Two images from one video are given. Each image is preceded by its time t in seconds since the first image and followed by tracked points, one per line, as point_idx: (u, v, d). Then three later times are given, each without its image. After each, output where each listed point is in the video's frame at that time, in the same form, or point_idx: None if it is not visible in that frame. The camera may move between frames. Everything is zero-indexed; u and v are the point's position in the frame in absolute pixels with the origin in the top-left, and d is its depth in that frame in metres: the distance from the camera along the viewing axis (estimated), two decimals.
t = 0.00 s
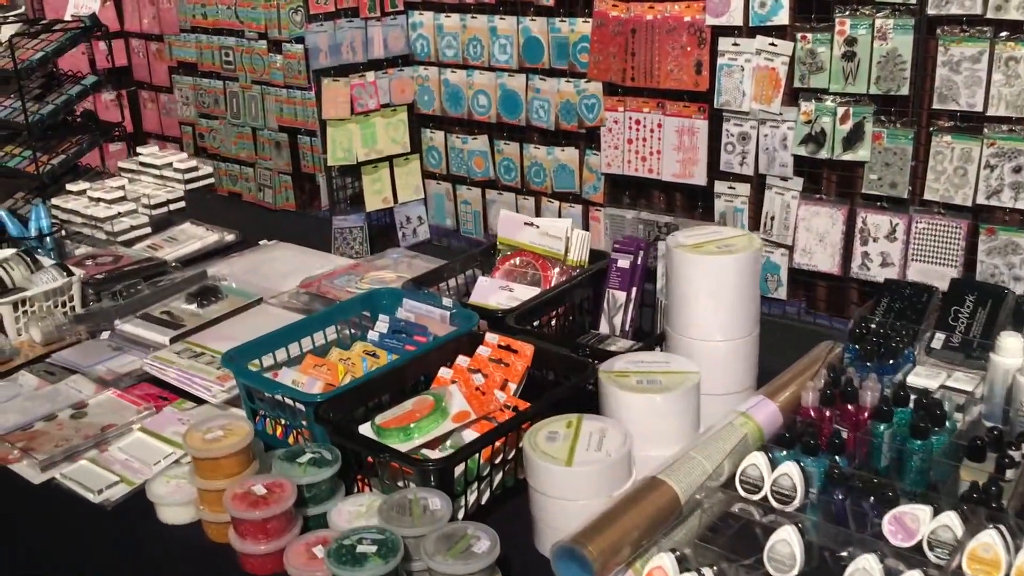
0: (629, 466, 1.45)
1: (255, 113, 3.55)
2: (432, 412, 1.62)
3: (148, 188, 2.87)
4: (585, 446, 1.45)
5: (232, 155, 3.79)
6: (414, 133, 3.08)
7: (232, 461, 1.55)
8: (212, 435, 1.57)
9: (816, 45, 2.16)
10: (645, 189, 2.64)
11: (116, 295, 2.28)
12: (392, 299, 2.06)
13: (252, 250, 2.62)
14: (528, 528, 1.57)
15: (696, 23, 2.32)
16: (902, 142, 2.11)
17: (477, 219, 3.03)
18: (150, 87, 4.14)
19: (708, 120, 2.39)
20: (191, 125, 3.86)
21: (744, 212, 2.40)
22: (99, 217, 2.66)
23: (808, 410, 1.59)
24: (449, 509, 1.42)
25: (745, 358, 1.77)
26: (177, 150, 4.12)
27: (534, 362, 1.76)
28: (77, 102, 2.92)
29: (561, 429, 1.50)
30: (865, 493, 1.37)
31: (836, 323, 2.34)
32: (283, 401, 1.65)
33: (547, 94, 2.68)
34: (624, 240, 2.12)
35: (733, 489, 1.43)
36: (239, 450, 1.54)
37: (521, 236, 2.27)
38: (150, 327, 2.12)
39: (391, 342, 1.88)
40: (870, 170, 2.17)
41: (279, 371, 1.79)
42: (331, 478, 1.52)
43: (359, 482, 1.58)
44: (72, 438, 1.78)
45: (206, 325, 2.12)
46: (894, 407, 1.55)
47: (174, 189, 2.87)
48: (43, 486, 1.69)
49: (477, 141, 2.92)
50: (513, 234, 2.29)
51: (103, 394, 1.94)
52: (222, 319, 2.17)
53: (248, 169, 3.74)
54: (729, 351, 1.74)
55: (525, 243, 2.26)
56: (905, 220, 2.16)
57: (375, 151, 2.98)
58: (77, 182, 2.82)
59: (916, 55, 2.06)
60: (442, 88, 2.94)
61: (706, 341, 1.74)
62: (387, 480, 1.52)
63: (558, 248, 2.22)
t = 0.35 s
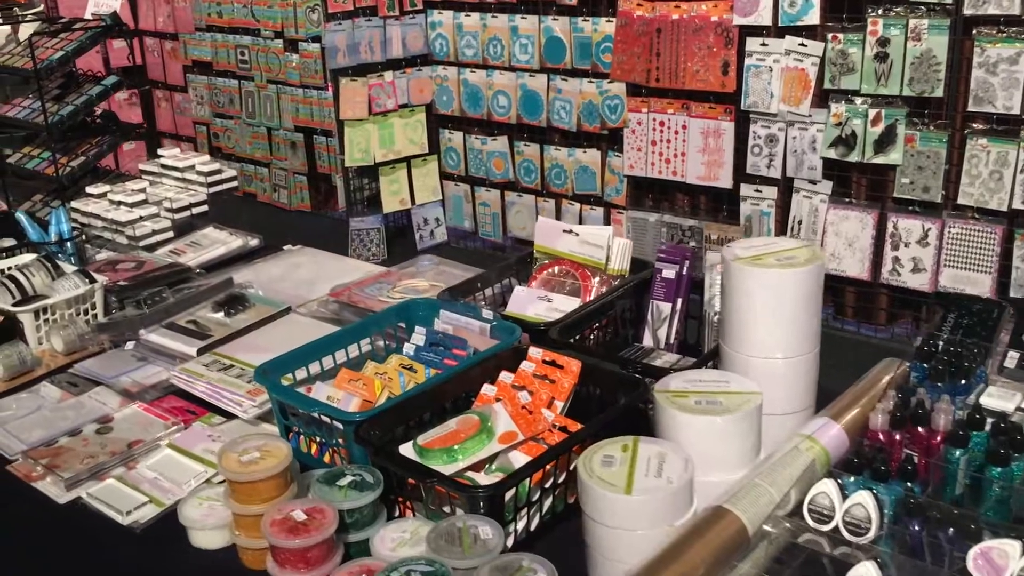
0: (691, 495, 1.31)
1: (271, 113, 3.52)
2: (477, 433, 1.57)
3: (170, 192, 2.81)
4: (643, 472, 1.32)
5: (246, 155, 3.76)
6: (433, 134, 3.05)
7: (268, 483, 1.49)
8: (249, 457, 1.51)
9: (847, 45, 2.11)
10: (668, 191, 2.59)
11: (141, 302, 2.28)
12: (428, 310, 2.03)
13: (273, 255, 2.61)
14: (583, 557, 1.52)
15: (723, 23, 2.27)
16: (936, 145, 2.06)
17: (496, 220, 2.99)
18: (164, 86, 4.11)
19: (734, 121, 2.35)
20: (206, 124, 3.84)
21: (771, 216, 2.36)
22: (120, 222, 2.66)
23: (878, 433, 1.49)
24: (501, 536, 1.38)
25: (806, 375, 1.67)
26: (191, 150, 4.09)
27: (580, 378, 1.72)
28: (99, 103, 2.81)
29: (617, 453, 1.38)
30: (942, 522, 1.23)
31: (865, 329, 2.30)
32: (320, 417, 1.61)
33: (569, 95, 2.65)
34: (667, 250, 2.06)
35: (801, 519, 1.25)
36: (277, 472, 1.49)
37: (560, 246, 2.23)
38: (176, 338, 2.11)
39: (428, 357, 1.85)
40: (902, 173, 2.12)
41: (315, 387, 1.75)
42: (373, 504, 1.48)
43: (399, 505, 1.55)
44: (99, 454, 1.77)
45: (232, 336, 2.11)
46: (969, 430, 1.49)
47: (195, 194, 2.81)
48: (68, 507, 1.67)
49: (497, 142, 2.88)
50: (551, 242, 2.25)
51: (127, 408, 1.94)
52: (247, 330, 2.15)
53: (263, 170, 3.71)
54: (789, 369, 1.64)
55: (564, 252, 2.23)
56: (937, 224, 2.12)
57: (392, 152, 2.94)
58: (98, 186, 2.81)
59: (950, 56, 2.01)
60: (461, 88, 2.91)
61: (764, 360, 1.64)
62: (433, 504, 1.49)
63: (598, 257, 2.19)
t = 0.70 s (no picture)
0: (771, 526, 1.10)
1: (301, 115, 3.51)
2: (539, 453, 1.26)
3: (212, 196, 2.56)
4: (721, 501, 1.10)
5: (278, 157, 3.76)
6: (464, 139, 3.03)
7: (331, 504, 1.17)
8: (308, 475, 1.19)
9: (893, 53, 2.07)
10: (703, 199, 2.56)
11: (183, 305, 1.93)
12: (482, 320, 1.71)
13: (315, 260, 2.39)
14: None
15: (765, 29, 2.24)
16: (983, 156, 2.02)
17: (527, 226, 2.97)
18: (195, 87, 4.11)
19: (774, 129, 2.31)
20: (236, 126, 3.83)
21: (810, 226, 2.31)
22: (161, 225, 2.38)
23: (961, 461, 1.21)
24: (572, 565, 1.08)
25: (883, 403, 1.38)
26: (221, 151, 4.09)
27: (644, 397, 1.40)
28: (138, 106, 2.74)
29: (691, 478, 1.16)
30: None
31: (905, 343, 2.28)
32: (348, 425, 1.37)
33: (604, 100, 2.62)
34: (727, 261, 1.78)
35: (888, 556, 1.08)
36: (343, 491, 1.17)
37: (614, 258, 1.83)
38: (222, 345, 1.78)
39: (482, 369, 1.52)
40: (948, 184, 2.08)
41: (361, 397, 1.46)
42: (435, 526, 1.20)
43: (456, 527, 1.25)
44: (146, 466, 1.44)
45: (282, 340, 1.80)
46: None
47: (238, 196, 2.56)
48: (116, 520, 1.35)
49: (529, 147, 2.85)
50: (603, 253, 1.85)
51: (174, 417, 1.60)
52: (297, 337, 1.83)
53: (293, 172, 3.71)
54: (866, 395, 1.36)
55: (617, 263, 1.83)
56: (984, 237, 2.07)
57: (425, 155, 2.89)
58: (138, 188, 2.55)
59: (999, 65, 1.96)
60: (495, 93, 2.88)
61: (840, 383, 1.36)
62: (493, 530, 1.19)
63: (655, 269, 1.78)
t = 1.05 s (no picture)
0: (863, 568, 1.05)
1: (325, 121, 3.50)
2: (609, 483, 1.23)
3: (250, 205, 2.58)
4: (807, 539, 1.06)
5: (300, 163, 3.74)
6: (490, 147, 3.01)
7: (394, 533, 1.15)
8: (372, 503, 1.18)
9: (932, 68, 2.04)
10: (734, 212, 2.53)
11: (227, 319, 1.96)
12: (537, 341, 1.67)
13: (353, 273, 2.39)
14: None
15: (800, 42, 2.21)
16: None
17: (552, 236, 2.95)
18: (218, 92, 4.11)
19: (808, 143, 2.28)
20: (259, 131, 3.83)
21: (843, 241, 2.29)
22: (200, 234, 2.43)
23: None
24: None
25: (964, 434, 1.37)
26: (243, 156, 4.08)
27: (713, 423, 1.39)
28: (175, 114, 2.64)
29: (772, 514, 1.12)
30: None
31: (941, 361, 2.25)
32: (435, 458, 1.29)
33: (634, 111, 2.59)
34: (791, 284, 1.75)
35: None
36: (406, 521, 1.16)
37: (667, 276, 1.88)
38: (267, 359, 1.79)
39: (540, 393, 1.54)
40: (987, 201, 2.05)
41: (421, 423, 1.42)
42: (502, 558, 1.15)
43: (522, 557, 1.22)
44: (196, 486, 1.45)
45: (329, 356, 1.81)
46: None
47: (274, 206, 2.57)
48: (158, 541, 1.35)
49: (556, 157, 2.83)
50: (659, 271, 1.90)
51: (221, 434, 1.61)
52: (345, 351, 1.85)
53: (315, 178, 3.69)
54: (945, 427, 1.34)
55: (673, 282, 1.87)
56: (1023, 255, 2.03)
57: (450, 164, 2.89)
58: (176, 197, 2.61)
59: None
60: (522, 102, 2.86)
61: (916, 414, 1.35)
62: (561, 563, 1.15)
63: (712, 288, 1.83)
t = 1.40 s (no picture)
0: None
1: (329, 125, 3.46)
2: (681, 514, 1.21)
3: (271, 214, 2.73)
4: None
5: (301, 167, 3.70)
6: (498, 153, 2.98)
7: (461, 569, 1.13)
8: (435, 536, 1.15)
9: (954, 77, 2.02)
10: (748, 221, 2.50)
11: (256, 334, 1.95)
12: (588, 359, 1.66)
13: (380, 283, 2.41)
14: None
15: (819, 49, 2.19)
16: None
17: (561, 244, 2.92)
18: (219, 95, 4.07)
19: (825, 151, 2.26)
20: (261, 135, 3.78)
21: (860, 251, 2.27)
22: (224, 242, 2.59)
23: None
24: None
25: None
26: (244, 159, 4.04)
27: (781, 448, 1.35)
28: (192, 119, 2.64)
29: (859, 549, 1.11)
30: None
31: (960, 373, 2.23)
32: (496, 485, 1.28)
33: (647, 118, 2.57)
34: (847, 303, 1.74)
35: None
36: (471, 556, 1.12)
37: (715, 292, 1.85)
38: (302, 378, 1.77)
39: (592, 413, 1.52)
40: (1008, 213, 2.03)
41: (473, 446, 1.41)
42: None
43: None
44: (237, 511, 1.43)
45: (366, 373, 1.79)
46: None
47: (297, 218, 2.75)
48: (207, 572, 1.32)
49: (566, 163, 2.80)
50: (706, 287, 1.87)
51: (259, 454, 1.61)
52: (381, 369, 1.83)
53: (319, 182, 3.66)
54: None
55: (721, 299, 1.84)
56: None
57: (458, 169, 2.86)
58: (196, 204, 2.71)
59: None
60: (531, 107, 2.83)
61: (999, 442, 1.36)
62: None
63: (761, 305, 1.79)
